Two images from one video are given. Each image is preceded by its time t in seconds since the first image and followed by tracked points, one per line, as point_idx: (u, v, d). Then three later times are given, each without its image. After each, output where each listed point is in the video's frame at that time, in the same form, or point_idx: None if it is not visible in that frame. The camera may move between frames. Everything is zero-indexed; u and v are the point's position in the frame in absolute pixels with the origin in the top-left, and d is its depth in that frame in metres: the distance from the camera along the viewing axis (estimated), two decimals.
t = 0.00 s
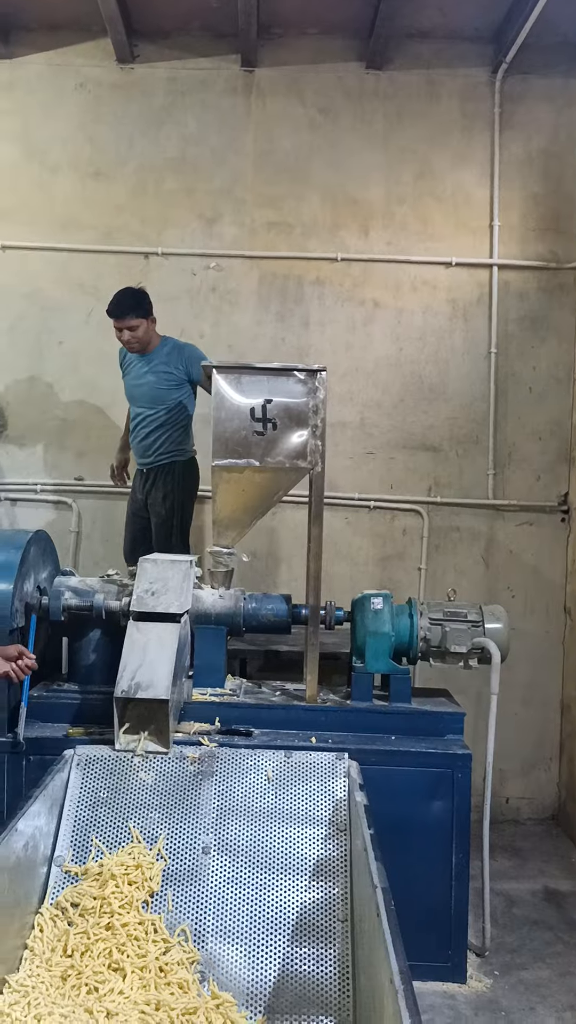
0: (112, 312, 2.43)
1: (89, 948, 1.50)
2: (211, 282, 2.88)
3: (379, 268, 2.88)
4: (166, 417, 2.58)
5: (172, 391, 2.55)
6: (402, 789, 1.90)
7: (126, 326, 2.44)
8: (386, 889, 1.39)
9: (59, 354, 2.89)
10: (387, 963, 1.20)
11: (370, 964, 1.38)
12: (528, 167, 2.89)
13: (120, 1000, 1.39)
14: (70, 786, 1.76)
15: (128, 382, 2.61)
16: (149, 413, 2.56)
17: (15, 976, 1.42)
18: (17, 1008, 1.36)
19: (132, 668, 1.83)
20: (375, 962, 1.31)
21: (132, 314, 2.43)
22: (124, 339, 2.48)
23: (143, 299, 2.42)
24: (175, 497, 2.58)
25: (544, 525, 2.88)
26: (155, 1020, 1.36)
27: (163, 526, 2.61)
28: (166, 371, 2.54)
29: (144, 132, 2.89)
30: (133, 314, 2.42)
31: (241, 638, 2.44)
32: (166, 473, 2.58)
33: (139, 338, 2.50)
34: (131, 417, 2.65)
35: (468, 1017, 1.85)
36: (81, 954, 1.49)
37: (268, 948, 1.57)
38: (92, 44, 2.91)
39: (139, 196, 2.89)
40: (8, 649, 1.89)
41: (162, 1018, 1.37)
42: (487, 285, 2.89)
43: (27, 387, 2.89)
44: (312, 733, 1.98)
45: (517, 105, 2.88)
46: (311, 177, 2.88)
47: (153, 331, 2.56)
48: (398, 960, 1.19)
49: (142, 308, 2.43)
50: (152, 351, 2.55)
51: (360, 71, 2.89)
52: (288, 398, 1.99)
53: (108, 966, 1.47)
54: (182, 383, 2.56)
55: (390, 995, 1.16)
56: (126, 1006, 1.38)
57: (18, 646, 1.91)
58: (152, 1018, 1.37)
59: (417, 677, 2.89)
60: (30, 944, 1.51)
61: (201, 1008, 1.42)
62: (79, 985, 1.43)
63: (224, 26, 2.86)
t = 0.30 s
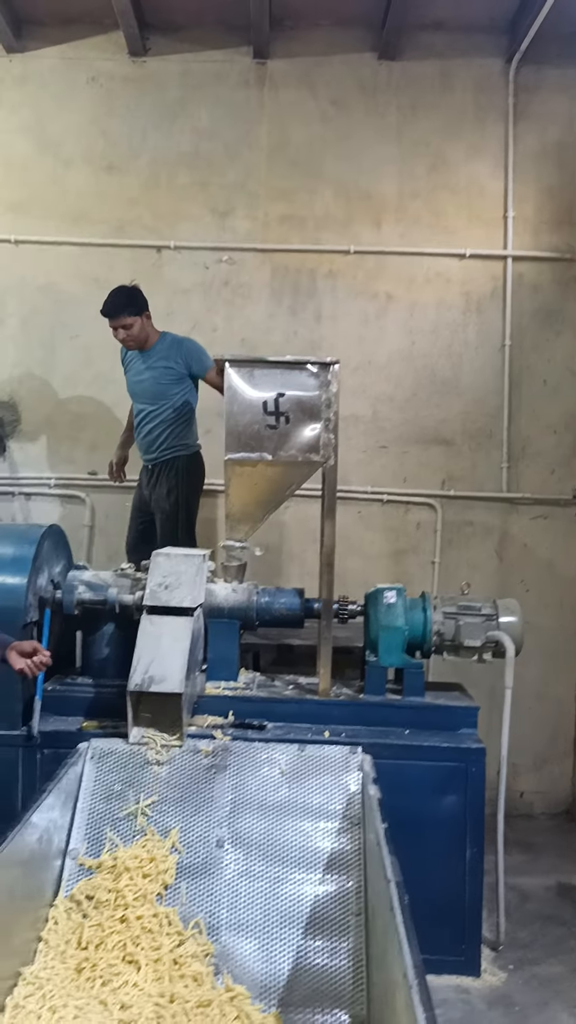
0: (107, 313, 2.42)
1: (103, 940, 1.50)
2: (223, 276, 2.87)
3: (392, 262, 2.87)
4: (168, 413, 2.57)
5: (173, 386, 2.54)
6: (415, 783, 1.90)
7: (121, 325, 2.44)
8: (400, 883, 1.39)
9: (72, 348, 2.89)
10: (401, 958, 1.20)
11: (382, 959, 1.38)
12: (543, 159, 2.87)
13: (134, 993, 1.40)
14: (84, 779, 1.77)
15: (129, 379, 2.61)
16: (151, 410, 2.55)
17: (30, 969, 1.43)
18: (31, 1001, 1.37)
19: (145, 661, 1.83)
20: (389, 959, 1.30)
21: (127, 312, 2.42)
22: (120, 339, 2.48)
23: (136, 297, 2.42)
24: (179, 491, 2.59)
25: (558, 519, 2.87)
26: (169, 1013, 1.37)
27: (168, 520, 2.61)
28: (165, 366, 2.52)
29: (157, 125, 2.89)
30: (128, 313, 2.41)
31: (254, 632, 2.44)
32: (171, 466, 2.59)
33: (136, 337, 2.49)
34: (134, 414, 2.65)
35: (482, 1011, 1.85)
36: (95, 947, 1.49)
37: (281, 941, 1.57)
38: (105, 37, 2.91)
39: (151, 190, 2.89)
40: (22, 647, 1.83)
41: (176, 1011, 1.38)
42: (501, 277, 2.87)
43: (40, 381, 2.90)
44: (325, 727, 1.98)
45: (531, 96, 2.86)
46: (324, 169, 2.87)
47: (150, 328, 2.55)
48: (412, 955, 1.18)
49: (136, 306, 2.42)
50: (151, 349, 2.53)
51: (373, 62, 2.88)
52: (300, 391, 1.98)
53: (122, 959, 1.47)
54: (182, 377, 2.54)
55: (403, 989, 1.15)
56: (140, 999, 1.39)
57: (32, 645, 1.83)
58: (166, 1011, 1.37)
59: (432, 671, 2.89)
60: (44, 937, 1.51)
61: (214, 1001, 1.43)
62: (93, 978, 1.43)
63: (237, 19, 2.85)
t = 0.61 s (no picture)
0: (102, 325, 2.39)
1: (118, 937, 1.50)
2: (236, 272, 2.87)
3: (406, 257, 2.85)
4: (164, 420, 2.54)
5: (168, 393, 2.51)
6: (430, 781, 1.89)
7: (117, 336, 2.40)
8: (416, 883, 1.38)
9: (86, 346, 2.90)
10: (416, 957, 1.18)
11: (398, 957, 1.36)
12: (558, 151, 2.84)
13: (149, 991, 1.40)
14: (98, 775, 1.77)
15: (126, 386, 2.59)
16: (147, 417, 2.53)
17: (45, 965, 1.42)
18: (47, 997, 1.36)
19: (158, 659, 1.84)
20: (405, 959, 1.28)
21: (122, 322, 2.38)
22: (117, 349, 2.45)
23: (131, 307, 2.39)
24: (170, 495, 2.55)
25: (574, 515, 2.84)
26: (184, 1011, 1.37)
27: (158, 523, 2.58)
28: (160, 374, 2.49)
29: (169, 122, 2.88)
30: (124, 322, 2.38)
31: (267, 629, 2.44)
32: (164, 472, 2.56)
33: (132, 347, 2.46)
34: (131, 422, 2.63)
35: (498, 1009, 1.84)
36: (110, 944, 1.49)
37: (296, 938, 1.56)
38: (117, 34, 2.91)
39: (163, 186, 2.89)
40: (34, 648, 1.81)
41: (191, 1009, 1.38)
42: (515, 272, 2.85)
43: (54, 379, 2.91)
44: (339, 725, 1.97)
45: (546, 89, 2.83)
46: (337, 164, 2.86)
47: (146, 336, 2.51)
48: (427, 955, 1.17)
49: (131, 316, 2.39)
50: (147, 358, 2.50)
51: (386, 56, 2.86)
52: (313, 388, 1.97)
53: (137, 956, 1.48)
54: (177, 385, 2.50)
55: (419, 988, 1.14)
56: (155, 996, 1.39)
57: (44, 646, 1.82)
58: (181, 1008, 1.37)
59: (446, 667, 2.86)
60: (59, 933, 1.50)
61: (229, 998, 1.43)
62: (108, 975, 1.44)
63: (249, 14, 2.84)
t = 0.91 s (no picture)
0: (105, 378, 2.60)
1: (133, 929, 1.50)
2: (246, 265, 2.86)
3: (417, 248, 2.83)
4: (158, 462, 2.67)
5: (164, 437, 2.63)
6: (444, 773, 1.88)
7: (117, 390, 2.59)
8: (430, 873, 1.36)
9: (96, 340, 2.90)
10: (431, 948, 1.17)
11: (414, 948, 1.36)
12: (570, 139, 2.81)
13: (164, 982, 1.40)
14: (112, 769, 1.78)
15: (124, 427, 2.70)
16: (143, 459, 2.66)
17: (61, 956, 1.42)
18: (63, 988, 1.35)
19: (172, 653, 1.84)
20: (421, 949, 1.28)
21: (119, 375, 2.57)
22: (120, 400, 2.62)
23: (129, 360, 2.57)
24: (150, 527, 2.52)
25: None
26: (200, 1003, 1.37)
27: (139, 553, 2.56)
28: (158, 419, 2.61)
29: (178, 114, 2.88)
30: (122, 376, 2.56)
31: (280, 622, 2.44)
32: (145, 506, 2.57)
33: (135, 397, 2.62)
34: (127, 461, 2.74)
35: (513, 1001, 1.83)
36: (126, 936, 1.49)
37: (310, 930, 1.55)
38: (125, 27, 2.90)
39: (173, 180, 2.88)
40: (48, 647, 1.82)
41: (207, 1000, 1.38)
42: (527, 261, 2.82)
43: (65, 374, 2.91)
44: (352, 718, 1.98)
45: (557, 76, 2.81)
46: (346, 155, 2.84)
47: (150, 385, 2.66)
48: (442, 945, 1.16)
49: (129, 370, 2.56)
50: (147, 404, 2.62)
51: (395, 45, 2.84)
52: (324, 381, 1.97)
53: (153, 948, 1.48)
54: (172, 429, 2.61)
55: (434, 979, 1.13)
56: (170, 988, 1.39)
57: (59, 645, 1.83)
58: (198, 1000, 1.37)
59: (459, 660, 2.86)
60: (75, 925, 1.50)
61: (244, 990, 1.42)
62: (124, 967, 1.44)
63: (257, 4, 2.83)
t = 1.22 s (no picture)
0: (103, 366, 2.51)
1: (145, 919, 1.50)
2: (252, 258, 2.87)
3: (424, 239, 2.83)
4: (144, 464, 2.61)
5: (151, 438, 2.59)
6: (454, 763, 1.89)
7: (116, 379, 2.51)
8: (440, 863, 1.35)
9: (104, 334, 2.91)
10: (441, 936, 1.15)
11: (423, 935, 1.35)
12: None
13: (176, 971, 1.40)
14: (123, 760, 1.79)
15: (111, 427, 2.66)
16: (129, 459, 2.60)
17: (73, 945, 1.42)
18: (76, 977, 1.35)
19: (181, 643, 1.85)
20: (429, 938, 1.26)
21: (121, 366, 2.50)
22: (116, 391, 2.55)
23: (130, 353, 2.51)
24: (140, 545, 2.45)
25: None
26: (212, 991, 1.36)
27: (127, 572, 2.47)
28: (146, 418, 2.58)
29: (184, 107, 2.88)
30: (124, 367, 2.50)
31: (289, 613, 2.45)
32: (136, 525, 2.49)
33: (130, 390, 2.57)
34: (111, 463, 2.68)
35: (523, 988, 1.84)
36: (138, 926, 1.50)
37: (321, 919, 1.55)
38: (130, 20, 2.90)
39: (179, 173, 2.89)
40: (59, 647, 1.84)
41: (218, 988, 1.37)
42: (534, 252, 2.82)
43: (73, 368, 2.92)
44: (361, 708, 1.98)
45: (563, 65, 2.80)
46: (353, 146, 2.84)
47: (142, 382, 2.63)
48: (452, 933, 1.14)
49: (131, 361, 2.51)
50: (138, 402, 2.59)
51: (401, 36, 2.84)
52: (332, 372, 1.97)
53: (164, 937, 1.48)
54: (160, 429, 2.59)
55: (444, 967, 1.11)
56: (182, 976, 1.39)
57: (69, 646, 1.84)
58: (209, 988, 1.36)
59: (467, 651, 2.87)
60: (87, 915, 1.51)
61: (255, 978, 1.42)
62: (136, 956, 1.43)
63: None
